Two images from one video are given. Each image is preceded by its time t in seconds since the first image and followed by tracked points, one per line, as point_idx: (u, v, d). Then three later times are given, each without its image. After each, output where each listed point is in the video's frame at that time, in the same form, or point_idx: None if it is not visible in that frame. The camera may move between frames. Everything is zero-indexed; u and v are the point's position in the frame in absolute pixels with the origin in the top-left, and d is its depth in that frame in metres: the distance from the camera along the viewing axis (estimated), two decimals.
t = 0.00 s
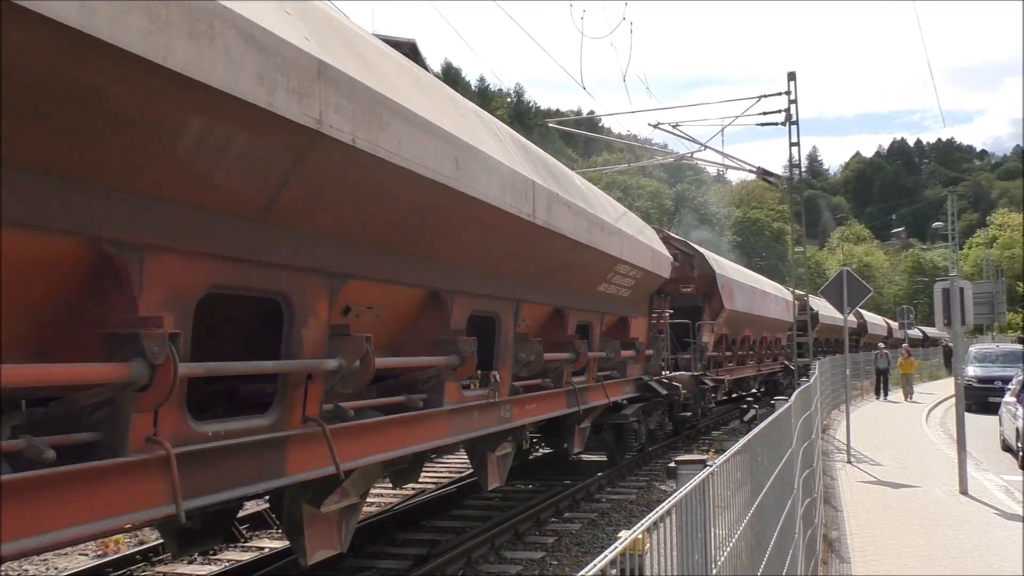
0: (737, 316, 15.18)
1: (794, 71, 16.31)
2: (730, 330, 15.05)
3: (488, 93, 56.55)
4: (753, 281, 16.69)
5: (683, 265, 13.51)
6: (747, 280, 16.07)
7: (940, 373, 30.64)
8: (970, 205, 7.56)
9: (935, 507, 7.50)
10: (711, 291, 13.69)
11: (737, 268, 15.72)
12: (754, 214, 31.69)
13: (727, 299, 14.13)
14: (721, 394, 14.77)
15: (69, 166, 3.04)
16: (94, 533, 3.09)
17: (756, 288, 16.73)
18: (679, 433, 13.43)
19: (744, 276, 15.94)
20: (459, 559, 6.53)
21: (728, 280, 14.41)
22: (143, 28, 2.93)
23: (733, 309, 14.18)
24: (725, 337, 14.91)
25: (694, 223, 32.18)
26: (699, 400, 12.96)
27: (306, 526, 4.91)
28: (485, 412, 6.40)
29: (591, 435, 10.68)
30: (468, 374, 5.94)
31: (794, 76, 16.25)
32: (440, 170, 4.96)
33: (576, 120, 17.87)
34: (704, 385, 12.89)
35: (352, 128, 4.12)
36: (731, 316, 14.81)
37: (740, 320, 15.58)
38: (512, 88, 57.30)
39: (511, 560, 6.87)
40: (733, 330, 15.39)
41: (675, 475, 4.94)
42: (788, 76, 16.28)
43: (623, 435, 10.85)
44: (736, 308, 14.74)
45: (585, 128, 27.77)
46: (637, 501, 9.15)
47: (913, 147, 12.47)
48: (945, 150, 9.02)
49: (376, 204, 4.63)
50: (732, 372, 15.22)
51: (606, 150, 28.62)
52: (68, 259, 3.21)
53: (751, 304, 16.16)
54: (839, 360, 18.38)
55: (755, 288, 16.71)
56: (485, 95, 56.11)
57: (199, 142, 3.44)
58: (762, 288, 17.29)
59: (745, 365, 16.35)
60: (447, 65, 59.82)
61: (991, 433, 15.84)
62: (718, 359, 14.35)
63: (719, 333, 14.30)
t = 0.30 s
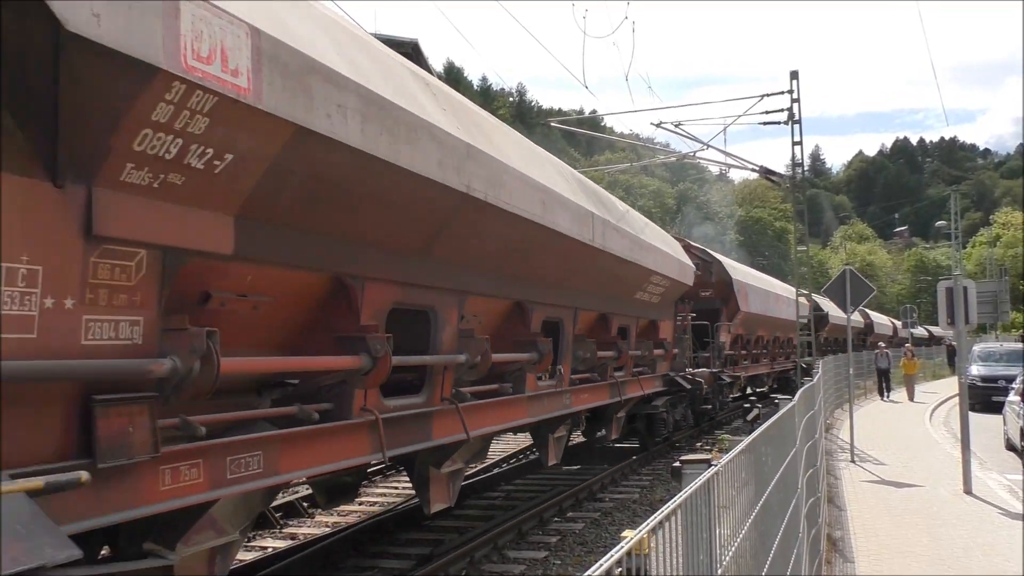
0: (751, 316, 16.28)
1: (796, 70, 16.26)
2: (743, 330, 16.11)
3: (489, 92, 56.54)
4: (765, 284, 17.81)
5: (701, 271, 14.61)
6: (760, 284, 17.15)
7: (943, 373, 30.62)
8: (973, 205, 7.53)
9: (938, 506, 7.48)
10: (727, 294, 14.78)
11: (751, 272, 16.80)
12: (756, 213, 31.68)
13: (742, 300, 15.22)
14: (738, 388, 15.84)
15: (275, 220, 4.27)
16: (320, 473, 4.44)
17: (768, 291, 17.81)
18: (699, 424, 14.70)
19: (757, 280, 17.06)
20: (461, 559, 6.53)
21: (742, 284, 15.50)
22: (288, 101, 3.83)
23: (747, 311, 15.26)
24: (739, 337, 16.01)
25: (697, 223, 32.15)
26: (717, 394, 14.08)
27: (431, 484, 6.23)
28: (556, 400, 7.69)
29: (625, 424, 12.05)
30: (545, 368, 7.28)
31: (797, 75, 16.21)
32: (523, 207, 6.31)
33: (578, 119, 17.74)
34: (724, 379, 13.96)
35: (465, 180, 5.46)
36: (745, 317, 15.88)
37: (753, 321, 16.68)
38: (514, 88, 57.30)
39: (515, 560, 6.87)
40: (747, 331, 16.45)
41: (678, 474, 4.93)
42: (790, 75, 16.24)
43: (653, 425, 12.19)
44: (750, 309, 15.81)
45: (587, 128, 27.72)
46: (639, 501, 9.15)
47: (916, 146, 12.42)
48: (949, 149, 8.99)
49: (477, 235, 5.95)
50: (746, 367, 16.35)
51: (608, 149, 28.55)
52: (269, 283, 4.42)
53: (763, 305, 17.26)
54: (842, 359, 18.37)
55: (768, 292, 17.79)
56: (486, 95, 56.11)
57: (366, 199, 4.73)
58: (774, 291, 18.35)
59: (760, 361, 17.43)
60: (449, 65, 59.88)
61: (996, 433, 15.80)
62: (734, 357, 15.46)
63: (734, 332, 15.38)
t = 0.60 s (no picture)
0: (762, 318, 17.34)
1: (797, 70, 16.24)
2: (756, 331, 17.18)
3: (490, 92, 56.56)
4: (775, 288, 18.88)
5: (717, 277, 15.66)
6: (771, 288, 18.23)
7: (945, 373, 30.61)
8: (976, 204, 7.53)
9: (941, 506, 7.47)
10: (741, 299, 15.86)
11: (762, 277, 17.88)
12: (758, 213, 31.70)
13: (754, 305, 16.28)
14: (751, 386, 16.88)
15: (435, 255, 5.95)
16: (456, 439, 6.11)
17: (778, 294, 18.81)
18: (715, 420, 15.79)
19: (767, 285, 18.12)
20: (463, 559, 6.52)
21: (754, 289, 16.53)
22: (452, 174, 5.57)
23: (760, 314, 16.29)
24: (751, 337, 17.09)
25: (699, 223, 32.17)
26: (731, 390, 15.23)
27: (507, 458, 7.43)
28: (603, 391, 9.36)
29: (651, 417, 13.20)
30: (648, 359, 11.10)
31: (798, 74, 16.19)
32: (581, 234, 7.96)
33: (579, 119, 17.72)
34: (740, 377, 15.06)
35: (551, 219, 7.24)
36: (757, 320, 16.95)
37: (764, 323, 17.72)
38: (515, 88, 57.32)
39: (517, 560, 6.87)
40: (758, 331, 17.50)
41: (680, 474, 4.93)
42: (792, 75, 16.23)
43: (676, 417, 13.47)
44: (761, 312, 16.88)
45: (588, 128, 27.72)
46: (641, 501, 9.15)
47: (918, 145, 12.40)
48: (951, 149, 8.98)
49: (555, 259, 7.69)
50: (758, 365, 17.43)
51: (610, 149, 28.53)
52: (419, 300, 5.92)
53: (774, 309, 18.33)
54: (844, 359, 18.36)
55: (777, 295, 18.85)
56: (488, 95, 56.13)
57: (485, 235, 6.31)
58: (783, 294, 19.43)
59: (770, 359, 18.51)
60: (451, 66, 59.90)
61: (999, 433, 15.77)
62: (746, 356, 16.50)
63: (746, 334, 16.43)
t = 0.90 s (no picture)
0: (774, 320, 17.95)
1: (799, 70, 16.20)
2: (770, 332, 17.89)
3: (492, 92, 56.54)
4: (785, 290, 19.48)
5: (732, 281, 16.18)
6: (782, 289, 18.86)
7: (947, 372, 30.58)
8: (978, 204, 7.50)
9: (942, 506, 7.46)
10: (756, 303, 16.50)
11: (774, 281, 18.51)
12: (759, 212, 31.68)
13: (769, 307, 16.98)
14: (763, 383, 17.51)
15: (519, 274, 7.25)
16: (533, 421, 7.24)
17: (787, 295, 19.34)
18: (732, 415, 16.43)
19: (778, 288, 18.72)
20: (464, 559, 6.52)
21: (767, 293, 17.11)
22: (537, 211, 6.91)
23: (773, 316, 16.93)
24: (766, 338, 17.78)
25: (701, 223, 32.15)
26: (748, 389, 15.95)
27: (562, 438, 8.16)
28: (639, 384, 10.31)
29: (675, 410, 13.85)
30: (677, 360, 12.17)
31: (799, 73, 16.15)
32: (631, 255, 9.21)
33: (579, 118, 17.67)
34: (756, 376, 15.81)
35: (604, 239, 8.51)
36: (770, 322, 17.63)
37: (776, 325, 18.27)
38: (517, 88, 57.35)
39: (518, 560, 6.86)
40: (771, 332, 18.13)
41: (682, 474, 4.93)
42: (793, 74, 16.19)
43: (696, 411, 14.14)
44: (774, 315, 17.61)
45: (589, 128, 27.66)
46: (642, 500, 9.14)
47: (920, 145, 12.37)
48: (953, 148, 8.96)
49: (607, 271, 8.89)
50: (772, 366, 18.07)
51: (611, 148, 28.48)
52: (506, 308, 7.21)
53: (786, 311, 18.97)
54: (846, 359, 18.33)
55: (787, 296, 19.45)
56: (490, 95, 56.12)
57: (561, 261, 7.70)
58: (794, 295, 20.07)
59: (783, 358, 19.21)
60: (452, 66, 59.87)
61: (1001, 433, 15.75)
62: (760, 356, 17.14)
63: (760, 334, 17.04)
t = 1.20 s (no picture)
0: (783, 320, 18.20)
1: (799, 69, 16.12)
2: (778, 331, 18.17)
3: (491, 91, 56.43)
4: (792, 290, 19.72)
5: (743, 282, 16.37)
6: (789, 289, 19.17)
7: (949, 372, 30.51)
8: (979, 204, 7.47)
9: (943, 506, 7.45)
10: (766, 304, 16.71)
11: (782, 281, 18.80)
12: (760, 212, 31.60)
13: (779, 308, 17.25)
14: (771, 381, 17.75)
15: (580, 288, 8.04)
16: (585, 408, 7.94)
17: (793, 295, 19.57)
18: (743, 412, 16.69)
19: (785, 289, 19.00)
20: (465, 559, 6.51)
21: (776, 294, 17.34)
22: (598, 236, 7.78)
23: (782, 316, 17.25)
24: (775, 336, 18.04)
25: (702, 223, 32.08)
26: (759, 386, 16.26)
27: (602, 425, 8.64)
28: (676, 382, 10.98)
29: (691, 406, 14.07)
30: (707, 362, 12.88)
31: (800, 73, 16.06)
32: (666, 266, 9.79)
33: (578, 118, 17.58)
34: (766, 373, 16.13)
35: (649, 256, 9.28)
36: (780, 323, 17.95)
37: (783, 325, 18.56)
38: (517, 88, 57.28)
39: (519, 560, 6.86)
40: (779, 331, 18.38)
41: (682, 474, 4.93)
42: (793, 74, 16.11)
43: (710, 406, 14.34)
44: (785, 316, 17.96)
45: (589, 127, 27.52)
46: (643, 500, 9.14)
47: (920, 145, 12.32)
48: (954, 148, 8.92)
49: (650, 284, 9.63)
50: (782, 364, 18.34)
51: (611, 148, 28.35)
52: (567, 316, 7.97)
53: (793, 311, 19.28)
54: (847, 359, 18.30)
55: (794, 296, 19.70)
56: (490, 95, 56.04)
57: (613, 276, 8.49)
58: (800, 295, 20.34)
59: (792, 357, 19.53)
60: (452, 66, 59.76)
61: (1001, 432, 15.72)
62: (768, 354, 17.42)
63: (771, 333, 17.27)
